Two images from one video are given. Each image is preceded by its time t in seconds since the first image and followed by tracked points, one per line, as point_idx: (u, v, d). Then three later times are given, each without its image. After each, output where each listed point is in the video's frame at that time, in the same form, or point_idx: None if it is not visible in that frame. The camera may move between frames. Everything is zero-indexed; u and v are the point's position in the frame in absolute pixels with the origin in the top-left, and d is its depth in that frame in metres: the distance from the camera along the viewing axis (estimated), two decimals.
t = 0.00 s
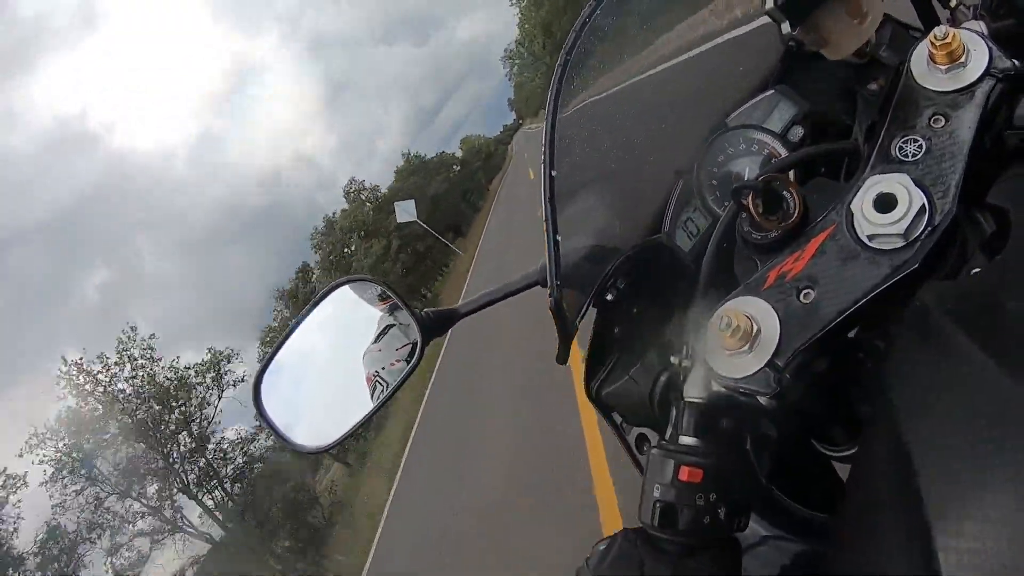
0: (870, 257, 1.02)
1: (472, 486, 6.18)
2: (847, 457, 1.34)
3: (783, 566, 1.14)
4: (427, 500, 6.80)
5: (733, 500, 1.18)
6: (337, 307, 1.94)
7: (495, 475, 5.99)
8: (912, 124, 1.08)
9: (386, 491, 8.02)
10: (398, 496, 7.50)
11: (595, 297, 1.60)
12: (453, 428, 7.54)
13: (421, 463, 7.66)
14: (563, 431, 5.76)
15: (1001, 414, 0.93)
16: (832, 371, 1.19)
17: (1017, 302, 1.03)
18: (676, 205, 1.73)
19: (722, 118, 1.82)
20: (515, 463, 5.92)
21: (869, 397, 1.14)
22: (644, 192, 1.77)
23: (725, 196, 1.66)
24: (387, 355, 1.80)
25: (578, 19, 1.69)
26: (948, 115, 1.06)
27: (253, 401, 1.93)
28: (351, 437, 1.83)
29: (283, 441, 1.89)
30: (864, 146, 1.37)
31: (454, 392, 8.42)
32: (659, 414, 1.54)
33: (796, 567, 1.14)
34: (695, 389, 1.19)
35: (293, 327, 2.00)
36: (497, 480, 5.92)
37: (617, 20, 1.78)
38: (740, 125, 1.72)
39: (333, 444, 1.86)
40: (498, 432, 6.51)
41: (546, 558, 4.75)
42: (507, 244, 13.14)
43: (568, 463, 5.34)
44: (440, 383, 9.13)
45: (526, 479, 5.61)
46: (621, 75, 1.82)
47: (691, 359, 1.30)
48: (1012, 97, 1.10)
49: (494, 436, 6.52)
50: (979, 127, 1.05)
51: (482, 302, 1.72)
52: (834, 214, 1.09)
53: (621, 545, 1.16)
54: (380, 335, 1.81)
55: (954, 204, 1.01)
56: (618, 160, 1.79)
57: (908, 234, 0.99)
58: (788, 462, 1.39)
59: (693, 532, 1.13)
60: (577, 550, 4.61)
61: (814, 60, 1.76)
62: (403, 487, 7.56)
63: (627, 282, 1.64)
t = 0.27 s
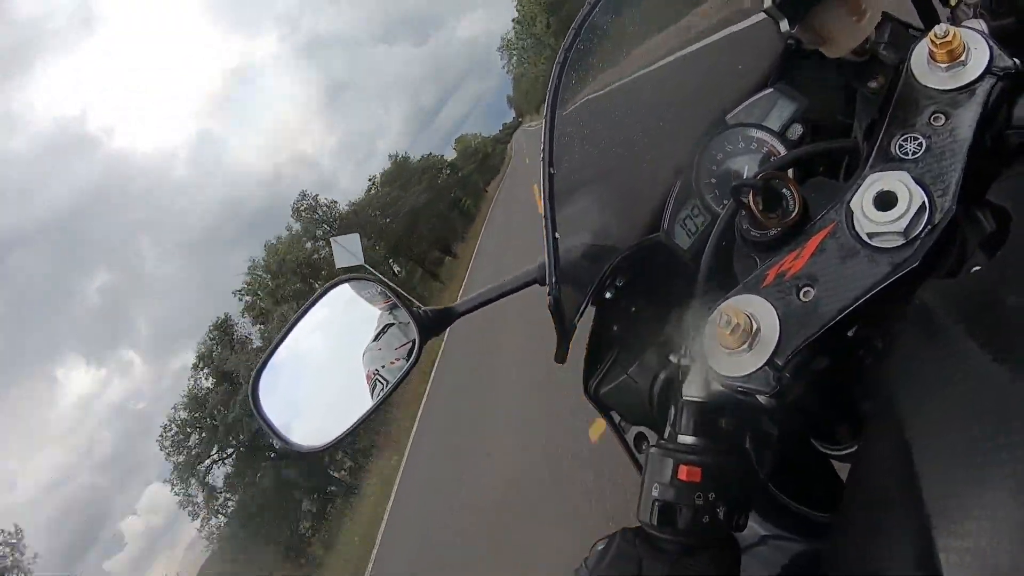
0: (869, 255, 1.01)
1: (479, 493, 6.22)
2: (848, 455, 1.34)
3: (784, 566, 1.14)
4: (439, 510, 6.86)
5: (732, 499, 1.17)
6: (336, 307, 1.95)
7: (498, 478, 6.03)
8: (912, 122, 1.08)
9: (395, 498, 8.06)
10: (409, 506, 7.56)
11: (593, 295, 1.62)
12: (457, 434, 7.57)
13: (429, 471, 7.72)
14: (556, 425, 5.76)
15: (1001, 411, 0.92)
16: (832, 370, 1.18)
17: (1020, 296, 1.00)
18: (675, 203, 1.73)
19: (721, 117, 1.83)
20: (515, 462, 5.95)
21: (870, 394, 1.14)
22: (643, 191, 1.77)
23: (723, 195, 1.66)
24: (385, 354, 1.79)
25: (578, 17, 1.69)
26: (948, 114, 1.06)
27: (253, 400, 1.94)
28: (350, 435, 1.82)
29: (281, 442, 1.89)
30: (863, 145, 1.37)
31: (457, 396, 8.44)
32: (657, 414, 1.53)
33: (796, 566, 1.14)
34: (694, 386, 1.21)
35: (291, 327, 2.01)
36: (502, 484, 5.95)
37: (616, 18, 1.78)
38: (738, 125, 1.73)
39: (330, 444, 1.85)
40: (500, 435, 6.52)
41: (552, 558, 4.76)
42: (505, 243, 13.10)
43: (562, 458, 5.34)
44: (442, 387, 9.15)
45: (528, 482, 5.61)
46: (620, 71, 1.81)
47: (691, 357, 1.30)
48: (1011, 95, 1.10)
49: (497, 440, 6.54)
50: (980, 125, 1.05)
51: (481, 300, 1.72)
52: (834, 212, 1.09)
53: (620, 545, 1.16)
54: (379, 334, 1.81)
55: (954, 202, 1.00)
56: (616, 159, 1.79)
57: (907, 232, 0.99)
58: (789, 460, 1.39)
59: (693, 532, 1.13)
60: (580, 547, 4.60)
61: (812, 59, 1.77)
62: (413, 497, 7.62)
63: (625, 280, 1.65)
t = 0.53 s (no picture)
0: (866, 259, 1.01)
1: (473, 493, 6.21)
2: (841, 458, 1.34)
3: (777, 566, 1.15)
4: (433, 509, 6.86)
5: (726, 500, 1.17)
6: (330, 305, 1.94)
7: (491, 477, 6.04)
8: (910, 126, 1.08)
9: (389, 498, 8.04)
10: (402, 506, 7.54)
11: (589, 296, 1.60)
12: (453, 435, 7.57)
13: (423, 471, 7.71)
14: (556, 430, 5.77)
15: (994, 416, 0.94)
16: (827, 372, 1.18)
17: (1015, 301, 1.03)
18: (671, 205, 1.71)
19: (718, 118, 1.82)
20: (509, 464, 5.95)
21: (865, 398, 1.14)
22: (640, 191, 1.77)
23: (722, 198, 1.63)
24: (382, 352, 1.78)
25: (577, 18, 1.72)
26: (946, 118, 1.06)
27: (246, 398, 1.93)
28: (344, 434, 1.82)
29: (277, 439, 1.90)
30: (862, 148, 1.37)
31: (453, 397, 8.43)
32: (655, 415, 1.54)
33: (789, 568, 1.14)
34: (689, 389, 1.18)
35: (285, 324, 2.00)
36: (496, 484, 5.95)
37: (613, 19, 1.79)
38: (737, 126, 1.70)
39: (326, 441, 1.85)
40: (495, 436, 6.52)
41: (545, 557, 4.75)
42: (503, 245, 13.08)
43: (560, 463, 5.36)
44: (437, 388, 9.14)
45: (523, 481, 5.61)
46: (618, 71, 1.83)
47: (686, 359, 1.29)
48: (1008, 101, 1.10)
49: (492, 440, 6.53)
50: (976, 130, 1.05)
51: (477, 299, 1.71)
52: (831, 215, 1.09)
53: (615, 545, 1.16)
54: (376, 331, 1.80)
55: (951, 206, 1.00)
56: (614, 158, 1.79)
57: (904, 235, 0.99)
58: (783, 461, 1.39)
59: (688, 533, 1.13)
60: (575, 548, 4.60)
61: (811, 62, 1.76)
62: (407, 496, 7.61)
63: (622, 281, 1.63)
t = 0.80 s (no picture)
0: (865, 260, 1.01)
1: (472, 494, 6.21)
2: (840, 461, 1.33)
3: (775, 570, 1.14)
4: (431, 510, 6.86)
5: (724, 503, 1.16)
6: (329, 306, 1.94)
7: (490, 480, 6.05)
8: (910, 128, 1.07)
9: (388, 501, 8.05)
10: (400, 509, 7.54)
11: (587, 297, 1.60)
12: (450, 436, 7.57)
13: (421, 473, 7.71)
14: (549, 431, 5.75)
15: (995, 415, 0.91)
16: (826, 374, 1.18)
17: (1015, 302, 1.00)
18: (671, 204, 1.71)
19: (718, 119, 1.81)
20: (507, 466, 5.95)
21: (864, 401, 1.14)
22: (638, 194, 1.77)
23: (719, 198, 1.64)
24: (379, 353, 1.76)
25: (574, 19, 1.68)
26: (946, 120, 1.06)
27: (241, 397, 1.94)
28: (338, 436, 1.79)
29: (272, 441, 1.88)
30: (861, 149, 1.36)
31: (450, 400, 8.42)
32: (651, 418, 1.53)
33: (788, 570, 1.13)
34: (688, 392, 1.18)
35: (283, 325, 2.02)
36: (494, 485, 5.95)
37: (611, 19, 1.76)
38: (736, 127, 1.69)
39: (321, 442, 1.82)
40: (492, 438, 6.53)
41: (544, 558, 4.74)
42: (500, 248, 13.08)
43: (554, 463, 5.33)
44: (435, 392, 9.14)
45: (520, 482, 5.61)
46: (618, 71, 1.81)
47: (684, 361, 1.29)
48: (1008, 102, 1.09)
49: (489, 442, 6.53)
50: (977, 132, 1.04)
51: (473, 301, 1.70)
52: (830, 217, 1.08)
53: (612, 547, 1.14)
54: (373, 332, 1.78)
55: (951, 208, 1.00)
56: (612, 160, 1.78)
57: (903, 238, 0.99)
58: (780, 464, 1.39)
59: (684, 536, 1.12)
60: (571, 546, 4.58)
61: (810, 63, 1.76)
62: (405, 499, 7.61)
63: (620, 282, 1.63)
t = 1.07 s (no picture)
0: (864, 264, 1.01)
1: (469, 496, 6.20)
2: (837, 466, 1.32)
3: (772, 572, 1.14)
4: (428, 512, 6.84)
5: (722, 505, 1.17)
6: (329, 305, 1.94)
7: (489, 480, 6.05)
8: (909, 133, 1.08)
9: (386, 505, 8.04)
10: (401, 510, 7.55)
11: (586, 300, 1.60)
12: (448, 439, 7.58)
13: (419, 477, 7.70)
14: (547, 432, 5.74)
15: (997, 418, 0.91)
16: (824, 378, 1.18)
17: (1013, 305, 0.97)
18: (670, 209, 1.72)
19: (718, 123, 1.82)
20: (505, 466, 5.95)
21: (862, 406, 1.14)
22: (638, 197, 1.77)
23: (719, 202, 1.62)
24: (377, 352, 1.76)
25: (575, 22, 1.69)
26: (946, 125, 1.06)
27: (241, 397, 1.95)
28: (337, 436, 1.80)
29: (270, 439, 1.86)
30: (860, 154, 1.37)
31: (448, 404, 8.44)
32: (649, 420, 1.53)
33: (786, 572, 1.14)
34: (685, 394, 1.18)
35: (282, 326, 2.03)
36: (493, 486, 5.94)
37: (612, 22, 1.77)
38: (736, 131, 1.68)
39: (321, 442, 1.81)
40: (491, 439, 6.53)
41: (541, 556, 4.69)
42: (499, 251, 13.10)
43: (551, 463, 5.32)
44: (434, 396, 9.14)
45: (518, 481, 5.60)
46: (618, 75, 1.82)
47: (682, 364, 1.29)
48: (1008, 108, 1.10)
49: (487, 444, 6.53)
50: (977, 137, 1.05)
51: (472, 303, 1.70)
52: (829, 222, 1.09)
53: (609, 549, 1.15)
54: (372, 331, 1.78)
55: (950, 213, 1.00)
56: (612, 164, 1.79)
57: (901, 243, 0.99)
58: (778, 467, 1.39)
59: (681, 538, 1.12)
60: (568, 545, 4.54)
61: (811, 68, 1.76)
62: (404, 503, 7.60)
63: (619, 286, 1.62)
